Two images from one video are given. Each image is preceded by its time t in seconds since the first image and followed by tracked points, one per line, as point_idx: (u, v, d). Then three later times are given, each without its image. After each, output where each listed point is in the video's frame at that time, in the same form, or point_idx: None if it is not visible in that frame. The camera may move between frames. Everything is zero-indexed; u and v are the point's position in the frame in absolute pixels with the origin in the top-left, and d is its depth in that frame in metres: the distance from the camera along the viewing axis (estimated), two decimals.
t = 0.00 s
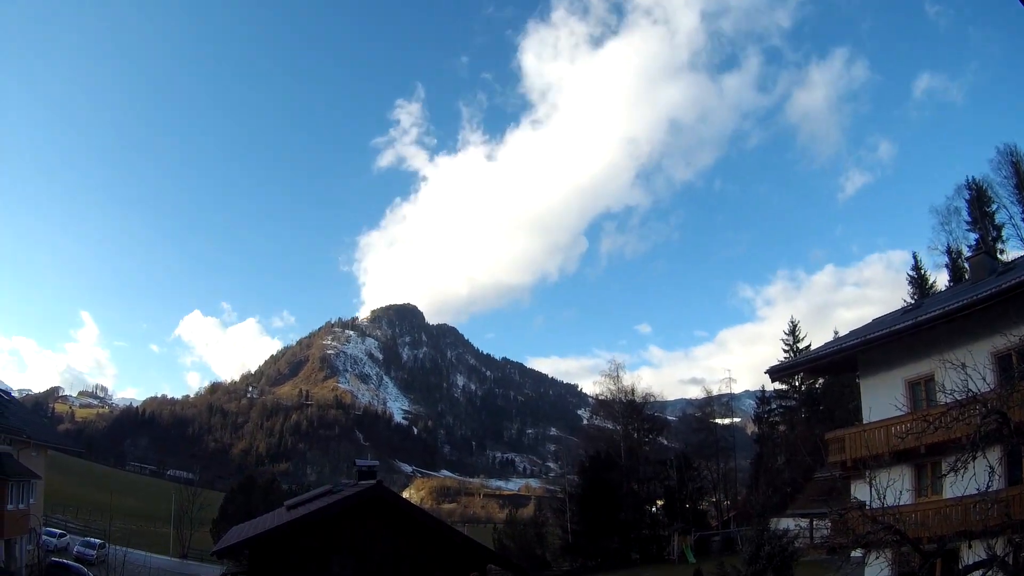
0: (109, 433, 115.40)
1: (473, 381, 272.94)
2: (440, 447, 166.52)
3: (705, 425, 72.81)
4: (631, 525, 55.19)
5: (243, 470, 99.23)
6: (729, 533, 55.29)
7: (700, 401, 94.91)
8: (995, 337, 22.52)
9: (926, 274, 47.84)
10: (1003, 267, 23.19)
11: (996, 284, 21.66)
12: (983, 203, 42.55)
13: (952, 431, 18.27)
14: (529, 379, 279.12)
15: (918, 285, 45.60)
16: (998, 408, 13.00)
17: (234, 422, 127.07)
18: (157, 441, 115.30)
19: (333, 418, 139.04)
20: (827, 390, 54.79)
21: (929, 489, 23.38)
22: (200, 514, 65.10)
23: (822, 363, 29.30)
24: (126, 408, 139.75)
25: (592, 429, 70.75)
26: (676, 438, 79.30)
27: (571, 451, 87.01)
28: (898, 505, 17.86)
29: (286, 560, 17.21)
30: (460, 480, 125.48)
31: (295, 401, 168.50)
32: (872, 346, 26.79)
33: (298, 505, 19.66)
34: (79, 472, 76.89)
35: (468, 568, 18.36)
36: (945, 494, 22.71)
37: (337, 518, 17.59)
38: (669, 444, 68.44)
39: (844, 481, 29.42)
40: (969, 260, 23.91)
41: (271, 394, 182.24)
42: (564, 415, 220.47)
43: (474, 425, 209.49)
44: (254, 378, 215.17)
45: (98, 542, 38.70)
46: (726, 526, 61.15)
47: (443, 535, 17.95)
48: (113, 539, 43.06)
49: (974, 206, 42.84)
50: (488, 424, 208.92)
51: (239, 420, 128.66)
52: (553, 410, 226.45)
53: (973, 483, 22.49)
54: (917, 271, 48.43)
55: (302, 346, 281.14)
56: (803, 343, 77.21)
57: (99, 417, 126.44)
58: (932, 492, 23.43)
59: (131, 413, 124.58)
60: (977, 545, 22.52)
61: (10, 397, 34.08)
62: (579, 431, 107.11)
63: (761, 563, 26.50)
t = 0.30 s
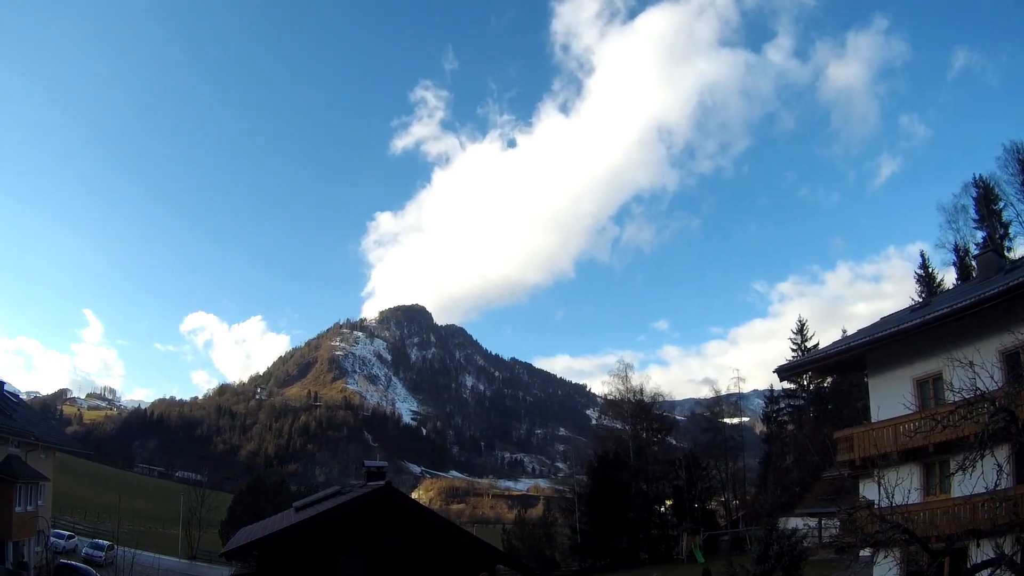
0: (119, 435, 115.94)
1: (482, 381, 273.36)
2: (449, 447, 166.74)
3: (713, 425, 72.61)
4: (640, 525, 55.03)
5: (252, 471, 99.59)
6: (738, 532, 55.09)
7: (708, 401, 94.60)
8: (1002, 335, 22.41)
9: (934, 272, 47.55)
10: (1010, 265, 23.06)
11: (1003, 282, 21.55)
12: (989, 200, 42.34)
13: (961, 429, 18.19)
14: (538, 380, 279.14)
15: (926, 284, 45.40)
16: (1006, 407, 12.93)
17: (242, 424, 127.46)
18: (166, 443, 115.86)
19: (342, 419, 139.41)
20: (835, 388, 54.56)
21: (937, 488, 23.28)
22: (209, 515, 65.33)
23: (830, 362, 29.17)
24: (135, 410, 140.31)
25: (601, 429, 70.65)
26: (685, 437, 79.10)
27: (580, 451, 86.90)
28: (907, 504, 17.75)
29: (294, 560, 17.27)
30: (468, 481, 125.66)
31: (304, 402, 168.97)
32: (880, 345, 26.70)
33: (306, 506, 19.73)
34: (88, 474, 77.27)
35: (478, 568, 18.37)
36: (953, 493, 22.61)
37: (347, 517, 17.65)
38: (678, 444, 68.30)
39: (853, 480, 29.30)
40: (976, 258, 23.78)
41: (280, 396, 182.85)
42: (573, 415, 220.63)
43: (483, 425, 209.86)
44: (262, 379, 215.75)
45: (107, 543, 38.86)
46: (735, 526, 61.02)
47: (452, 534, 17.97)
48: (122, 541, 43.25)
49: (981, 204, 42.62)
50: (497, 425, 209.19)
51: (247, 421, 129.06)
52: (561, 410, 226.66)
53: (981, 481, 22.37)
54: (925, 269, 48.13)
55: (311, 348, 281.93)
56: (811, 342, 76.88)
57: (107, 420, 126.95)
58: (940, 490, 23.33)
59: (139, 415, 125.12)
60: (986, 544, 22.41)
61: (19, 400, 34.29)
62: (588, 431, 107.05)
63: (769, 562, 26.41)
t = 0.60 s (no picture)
0: (126, 436, 116.33)
1: (488, 381, 273.68)
2: (456, 447, 166.89)
3: (720, 424, 72.46)
4: (647, 524, 54.96)
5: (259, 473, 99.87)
6: (745, 531, 54.98)
7: (714, 400, 94.38)
8: (1008, 333, 22.30)
9: (940, 270, 47.34)
10: (1016, 263, 22.94)
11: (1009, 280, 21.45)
12: (995, 198, 42.09)
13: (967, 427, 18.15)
14: (544, 380, 279.06)
15: (932, 281, 45.18)
16: (1013, 405, 12.85)
17: (249, 425, 127.75)
18: (173, 444, 116.23)
19: (349, 420, 139.62)
20: (841, 387, 54.37)
21: (943, 486, 23.22)
22: (216, 516, 65.55)
23: (835, 361, 29.06)
24: (141, 411, 140.74)
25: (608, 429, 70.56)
26: (691, 437, 78.98)
27: (587, 451, 86.76)
28: (914, 502, 17.67)
29: (301, 560, 17.30)
30: (475, 481, 125.75)
31: (310, 402, 169.39)
32: (887, 343, 26.57)
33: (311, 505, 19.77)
34: (95, 476, 77.58)
35: (485, 568, 18.40)
36: (960, 491, 22.54)
37: (355, 517, 17.69)
38: (685, 443, 68.20)
39: (859, 479, 29.21)
40: (982, 256, 23.66)
41: (286, 397, 183.30)
42: (580, 414, 220.72)
43: (490, 425, 210.09)
44: (268, 380, 216.24)
45: (113, 545, 39.03)
46: (742, 525, 60.94)
47: (459, 534, 17.99)
48: (128, 542, 43.40)
49: (987, 201, 42.37)
50: (504, 425, 209.38)
51: (254, 423, 129.37)
52: (568, 410, 226.78)
53: (988, 479, 22.30)
54: (931, 267, 47.91)
55: (317, 349, 282.57)
56: (818, 341, 76.65)
57: (114, 421, 127.36)
58: (947, 489, 23.25)
59: (146, 417, 125.58)
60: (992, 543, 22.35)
61: (25, 402, 34.39)
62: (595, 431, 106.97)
63: (776, 561, 26.36)
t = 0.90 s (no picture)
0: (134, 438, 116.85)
1: (496, 381, 273.84)
2: (464, 448, 166.95)
3: (728, 423, 72.27)
4: (655, 524, 54.88)
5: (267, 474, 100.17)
6: (753, 531, 54.83)
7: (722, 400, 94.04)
8: (1016, 331, 22.17)
9: (947, 268, 47.11)
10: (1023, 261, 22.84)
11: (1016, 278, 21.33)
12: (1001, 196, 41.85)
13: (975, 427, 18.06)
14: (553, 380, 279.06)
15: (939, 280, 44.95)
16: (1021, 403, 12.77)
17: (257, 426, 128.11)
18: (181, 446, 116.77)
19: (357, 421, 139.89)
20: (849, 386, 54.17)
21: (951, 485, 23.11)
22: (224, 517, 65.82)
23: (843, 359, 28.92)
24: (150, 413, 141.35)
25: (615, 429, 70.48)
26: (700, 436, 78.82)
27: (596, 451, 86.65)
28: (922, 501, 17.57)
29: (309, 560, 17.34)
30: (483, 482, 125.77)
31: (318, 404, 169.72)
32: (894, 342, 26.48)
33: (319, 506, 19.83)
34: (103, 478, 77.96)
35: (493, 568, 18.43)
36: (968, 490, 22.44)
37: (363, 517, 17.76)
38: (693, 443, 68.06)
39: (867, 478, 29.10)
40: (989, 254, 23.53)
41: (294, 398, 183.68)
42: (589, 414, 220.60)
43: (498, 426, 210.20)
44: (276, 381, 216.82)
45: (121, 547, 39.22)
46: (750, 525, 60.78)
47: (466, 535, 18.04)
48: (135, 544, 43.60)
49: (993, 199, 42.14)
50: (512, 425, 209.46)
51: (261, 424, 129.79)
52: (576, 410, 226.71)
53: (996, 478, 22.18)
54: (938, 265, 47.67)
55: (325, 350, 283.22)
56: (825, 340, 76.36)
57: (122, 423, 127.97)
58: (954, 488, 23.14)
59: (154, 418, 126.09)
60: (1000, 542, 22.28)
61: (32, 404, 34.62)
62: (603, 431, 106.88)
63: (785, 561, 26.26)
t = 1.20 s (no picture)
0: (142, 439, 117.43)
1: (504, 382, 273.96)
2: (472, 449, 167.12)
3: (736, 422, 72.10)
4: (662, 524, 54.77)
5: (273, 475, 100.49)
6: (761, 531, 54.69)
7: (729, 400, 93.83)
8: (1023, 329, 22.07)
9: (954, 267, 46.87)
10: None
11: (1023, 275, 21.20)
12: (1007, 193, 41.63)
13: (981, 426, 17.96)
14: (560, 380, 279.02)
15: (945, 278, 44.73)
16: None
17: (264, 427, 128.55)
18: (188, 448, 117.23)
19: (364, 421, 140.14)
20: (856, 385, 53.94)
21: (958, 484, 23.00)
22: (231, 518, 66.06)
23: (850, 358, 28.83)
24: (157, 415, 141.93)
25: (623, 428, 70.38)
26: (707, 436, 78.68)
27: (603, 451, 86.55)
28: (929, 500, 17.51)
29: (318, 560, 17.40)
30: (490, 483, 125.78)
31: (326, 405, 170.01)
32: (901, 340, 26.38)
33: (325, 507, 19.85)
34: (111, 480, 78.37)
35: (501, 568, 18.47)
36: (975, 489, 22.36)
37: (371, 517, 17.82)
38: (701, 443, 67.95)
39: (874, 477, 28.96)
40: (996, 252, 23.41)
41: (301, 399, 184.11)
42: (597, 414, 220.51)
43: (506, 426, 210.38)
44: (283, 382, 217.61)
45: (128, 548, 39.43)
46: (758, 524, 60.71)
47: (474, 535, 18.07)
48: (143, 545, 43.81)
49: (999, 197, 41.93)
50: (519, 425, 209.52)
51: (269, 425, 130.18)
52: (584, 410, 226.65)
53: (1003, 477, 22.10)
54: (945, 263, 47.36)
55: (332, 351, 283.80)
56: (832, 339, 76.12)
57: (130, 425, 128.54)
58: (962, 486, 23.02)
59: (161, 420, 126.63)
60: (1008, 541, 22.20)
61: (39, 406, 34.84)
62: (610, 431, 106.80)
63: (792, 561, 26.21)
